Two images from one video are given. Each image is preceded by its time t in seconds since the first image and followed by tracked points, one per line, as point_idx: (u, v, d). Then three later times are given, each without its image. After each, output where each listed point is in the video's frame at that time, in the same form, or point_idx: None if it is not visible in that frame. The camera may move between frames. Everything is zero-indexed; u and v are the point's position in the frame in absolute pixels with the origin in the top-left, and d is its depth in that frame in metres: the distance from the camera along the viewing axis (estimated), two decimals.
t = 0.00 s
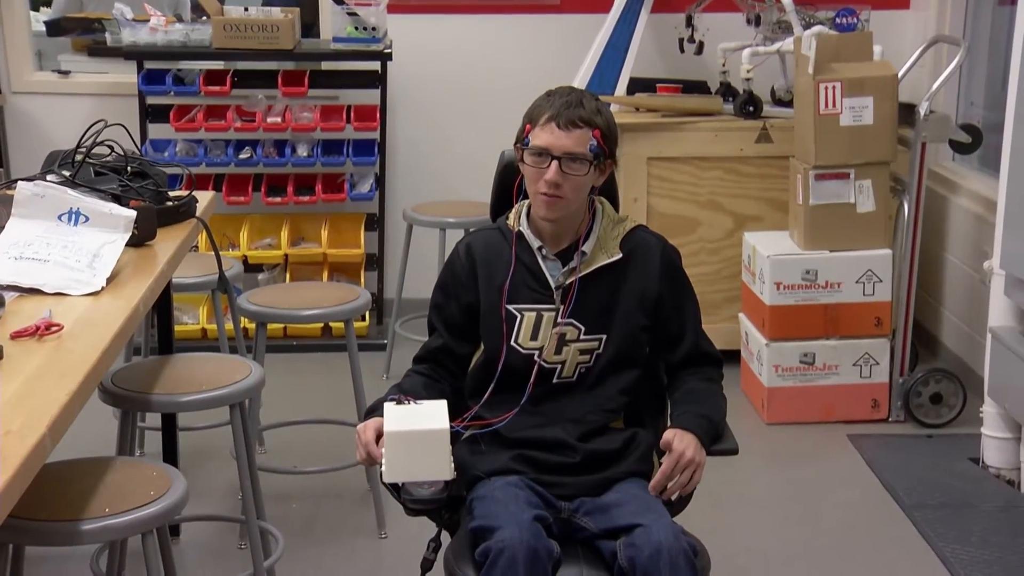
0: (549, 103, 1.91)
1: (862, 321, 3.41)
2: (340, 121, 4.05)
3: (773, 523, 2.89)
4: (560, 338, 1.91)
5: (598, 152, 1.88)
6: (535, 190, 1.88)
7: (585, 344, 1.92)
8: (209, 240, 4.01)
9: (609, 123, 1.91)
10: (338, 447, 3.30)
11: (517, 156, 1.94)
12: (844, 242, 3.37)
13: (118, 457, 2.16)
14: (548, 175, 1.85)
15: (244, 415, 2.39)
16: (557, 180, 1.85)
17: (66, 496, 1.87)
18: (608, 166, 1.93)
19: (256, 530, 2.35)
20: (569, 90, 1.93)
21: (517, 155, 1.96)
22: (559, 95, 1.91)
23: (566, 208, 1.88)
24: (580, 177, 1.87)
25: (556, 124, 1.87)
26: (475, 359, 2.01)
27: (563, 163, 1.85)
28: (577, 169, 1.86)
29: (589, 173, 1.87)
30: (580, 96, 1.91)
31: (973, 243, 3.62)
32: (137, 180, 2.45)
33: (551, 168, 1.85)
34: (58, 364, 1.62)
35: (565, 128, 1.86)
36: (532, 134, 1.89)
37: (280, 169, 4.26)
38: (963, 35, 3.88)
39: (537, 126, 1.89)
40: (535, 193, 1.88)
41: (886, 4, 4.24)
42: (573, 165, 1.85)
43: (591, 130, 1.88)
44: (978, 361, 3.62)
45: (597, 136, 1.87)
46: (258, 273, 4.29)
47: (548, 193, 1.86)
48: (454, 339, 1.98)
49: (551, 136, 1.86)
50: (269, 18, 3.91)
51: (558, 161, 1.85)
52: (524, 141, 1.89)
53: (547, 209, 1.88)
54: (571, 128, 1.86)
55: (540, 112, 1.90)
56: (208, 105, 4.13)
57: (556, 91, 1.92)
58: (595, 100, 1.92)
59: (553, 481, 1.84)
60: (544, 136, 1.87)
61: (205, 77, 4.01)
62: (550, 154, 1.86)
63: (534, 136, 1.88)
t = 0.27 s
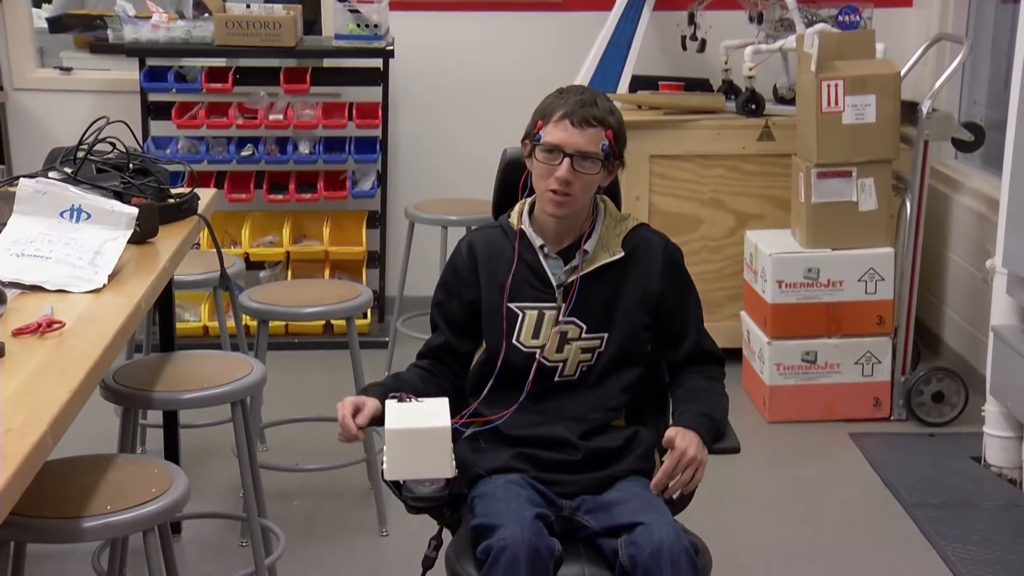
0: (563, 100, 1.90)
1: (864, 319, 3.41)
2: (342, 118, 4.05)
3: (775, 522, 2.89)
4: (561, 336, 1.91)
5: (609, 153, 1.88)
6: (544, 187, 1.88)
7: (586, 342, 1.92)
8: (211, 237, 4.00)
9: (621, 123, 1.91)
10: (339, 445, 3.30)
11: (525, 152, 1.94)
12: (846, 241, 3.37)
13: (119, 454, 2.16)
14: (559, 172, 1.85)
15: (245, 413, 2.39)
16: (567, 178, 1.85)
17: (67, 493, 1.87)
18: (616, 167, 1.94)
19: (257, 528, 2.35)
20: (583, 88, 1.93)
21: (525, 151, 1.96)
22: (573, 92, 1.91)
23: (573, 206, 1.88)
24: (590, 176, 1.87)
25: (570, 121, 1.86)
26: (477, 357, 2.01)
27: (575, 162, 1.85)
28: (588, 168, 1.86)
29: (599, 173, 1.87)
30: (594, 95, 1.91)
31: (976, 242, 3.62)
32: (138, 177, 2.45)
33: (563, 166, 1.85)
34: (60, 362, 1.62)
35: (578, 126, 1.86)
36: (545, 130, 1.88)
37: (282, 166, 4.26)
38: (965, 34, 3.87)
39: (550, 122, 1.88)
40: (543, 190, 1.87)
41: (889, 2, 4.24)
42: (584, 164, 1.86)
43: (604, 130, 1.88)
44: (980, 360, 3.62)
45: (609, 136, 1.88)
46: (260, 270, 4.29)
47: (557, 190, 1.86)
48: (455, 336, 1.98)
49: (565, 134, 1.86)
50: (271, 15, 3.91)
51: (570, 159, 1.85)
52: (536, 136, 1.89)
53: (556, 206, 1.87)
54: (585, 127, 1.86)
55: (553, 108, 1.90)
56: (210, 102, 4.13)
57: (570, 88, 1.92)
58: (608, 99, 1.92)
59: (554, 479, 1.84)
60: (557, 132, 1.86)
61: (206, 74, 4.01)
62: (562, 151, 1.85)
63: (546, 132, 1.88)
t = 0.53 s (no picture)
0: (561, 100, 1.90)
1: (862, 318, 3.41)
2: (341, 116, 4.04)
3: (773, 520, 2.89)
4: (561, 335, 1.91)
5: (607, 153, 1.87)
6: (541, 187, 1.88)
7: (585, 340, 1.91)
8: (209, 236, 4.00)
9: (619, 123, 1.91)
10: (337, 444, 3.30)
11: (524, 151, 1.94)
12: (844, 239, 3.37)
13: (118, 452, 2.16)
14: (556, 173, 1.85)
15: (244, 411, 2.39)
16: (564, 179, 1.85)
17: (65, 491, 1.86)
18: (615, 167, 1.93)
19: (255, 526, 2.35)
20: (582, 87, 1.92)
21: (524, 150, 1.95)
22: (572, 92, 1.90)
23: (570, 207, 1.88)
24: (587, 177, 1.87)
25: (567, 122, 1.86)
26: (475, 355, 2.01)
27: (571, 163, 1.85)
28: (585, 169, 1.86)
29: (597, 174, 1.87)
30: (593, 95, 1.90)
31: (974, 240, 3.62)
32: (136, 175, 2.45)
33: (560, 167, 1.85)
34: (58, 360, 1.62)
35: (576, 127, 1.86)
36: (542, 130, 1.88)
37: (280, 164, 4.26)
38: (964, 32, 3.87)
39: (547, 123, 1.88)
40: (540, 190, 1.87)
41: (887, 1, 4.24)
42: (581, 164, 1.85)
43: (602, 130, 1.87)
44: (979, 358, 3.62)
45: (607, 136, 1.87)
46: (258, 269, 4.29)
47: (554, 191, 1.86)
48: (453, 334, 1.98)
49: (561, 135, 1.86)
50: (270, 13, 3.91)
51: (567, 160, 1.85)
52: (533, 137, 1.89)
53: (552, 207, 1.87)
54: (582, 128, 1.86)
55: (551, 109, 1.89)
56: (208, 100, 4.13)
57: (569, 88, 1.91)
58: (607, 99, 1.91)
59: (552, 477, 1.84)
60: (554, 133, 1.86)
61: (204, 72, 4.01)
62: (559, 152, 1.85)
63: (543, 133, 1.88)
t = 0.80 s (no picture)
0: (559, 101, 1.90)
1: (863, 318, 3.41)
2: (341, 117, 4.04)
3: (774, 520, 2.89)
4: (561, 337, 1.91)
5: (604, 154, 1.87)
6: (539, 188, 1.87)
7: (586, 342, 1.91)
8: (210, 236, 4.00)
9: (617, 124, 1.91)
10: (337, 444, 3.29)
11: (522, 152, 1.94)
12: (845, 239, 3.37)
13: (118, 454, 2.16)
14: (554, 175, 1.85)
15: (244, 411, 2.38)
16: (562, 180, 1.85)
17: (66, 492, 1.86)
18: (613, 168, 1.93)
19: (256, 526, 2.35)
20: (579, 89, 1.93)
21: (522, 151, 1.95)
22: (569, 93, 1.91)
23: (569, 208, 1.87)
24: (586, 178, 1.86)
25: (565, 123, 1.86)
26: (475, 356, 2.01)
27: (569, 164, 1.85)
28: (583, 170, 1.86)
29: (594, 175, 1.87)
30: (590, 96, 1.90)
31: (975, 240, 3.62)
32: (136, 176, 2.44)
33: (557, 168, 1.85)
34: (58, 361, 1.62)
35: (573, 128, 1.86)
36: (540, 131, 1.88)
37: (280, 165, 4.26)
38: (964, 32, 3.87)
39: (545, 124, 1.88)
40: (538, 192, 1.87)
41: None
42: (579, 165, 1.85)
43: (599, 131, 1.87)
44: (980, 358, 3.61)
45: (605, 137, 1.87)
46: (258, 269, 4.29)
47: (552, 193, 1.86)
48: (453, 335, 1.98)
49: (559, 136, 1.85)
50: (270, 14, 3.90)
51: (564, 161, 1.85)
52: (531, 138, 1.88)
53: (550, 208, 1.87)
54: (579, 129, 1.86)
55: (548, 110, 1.89)
56: (208, 101, 4.13)
57: (566, 89, 1.91)
58: (604, 100, 1.92)
59: (553, 478, 1.84)
60: (552, 134, 1.86)
61: (205, 73, 4.00)
62: (557, 153, 1.85)
63: (540, 134, 1.88)
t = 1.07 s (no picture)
0: (557, 101, 1.89)
1: (863, 317, 3.41)
2: (340, 115, 4.04)
3: (773, 519, 2.89)
4: (560, 337, 1.90)
5: (603, 153, 1.87)
6: (538, 189, 1.87)
7: (585, 342, 1.91)
8: (209, 235, 4.00)
9: (615, 123, 1.90)
10: (336, 444, 3.29)
11: (520, 152, 1.93)
12: (845, 238, 3.37)
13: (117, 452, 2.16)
14: (553, 175, 1.85)
15: (243, 410, 2.38)
16: (561, 181, 1.84)
17: (64, 490, 1.86)
18: (611, 167, 1.93)
19: (255, 525, 2.35)
20: (577, 88, 1.92)
21: (520, 151, 1.95)
22: (567, 93, 1.90)
23: (567, 208, 1.87)
24: (584, 178, 1.86)
25: (563, 123, 1.86)
26: (474, 356, 2.00)
27: (568, 164, 1.85)
28: (582, 170, 1.85)
29: (593, 174, 1.86)
30: (588, 95, 1.90)
31: (974, 239, 3.61)
32: (135, 174, 2.44)
33: (556, 169, 1.85)
34: (57, 360, 1.62)
35: (571, 128, 1.85)
36: (538, 131, 1.88)
37: (279, 163, 4.25)
38: (964, 30, 3.87)
39: (543, 124, 1.88)
40: (537, 192, 1.87)
41: None
42: (578, 165, 1.85)
43: (598, 131, 1.87)
44: (979, 357, 3.61)
45: (603, 137, 1.87)
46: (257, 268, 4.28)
47: (551, 193, 1.85)
48: (452, 335, 1.97)
49: (558, 135, 1.85)
50: (269, 12, 3.90)
51: (563, 161, 1.84)
52: (529, 139, 1.88)
53: (549, 209, 1.87)
54: (578, 128, 1.85)
55: (547, 110, 1.89)
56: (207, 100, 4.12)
57: (564, 89, 1.91)
58: (602, 99, 1.91)
59: (552, 477, 1.84)
60: (550, 134, 1.86)
61: (204, 71, 4.00)
62: (555, 153, 1.85)
63: (539, 134, 1.88)
